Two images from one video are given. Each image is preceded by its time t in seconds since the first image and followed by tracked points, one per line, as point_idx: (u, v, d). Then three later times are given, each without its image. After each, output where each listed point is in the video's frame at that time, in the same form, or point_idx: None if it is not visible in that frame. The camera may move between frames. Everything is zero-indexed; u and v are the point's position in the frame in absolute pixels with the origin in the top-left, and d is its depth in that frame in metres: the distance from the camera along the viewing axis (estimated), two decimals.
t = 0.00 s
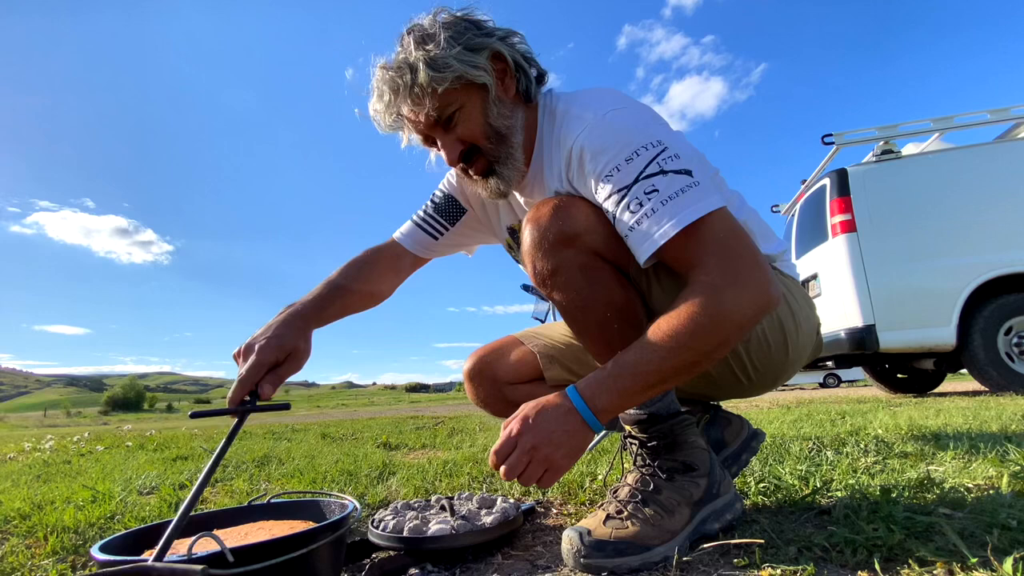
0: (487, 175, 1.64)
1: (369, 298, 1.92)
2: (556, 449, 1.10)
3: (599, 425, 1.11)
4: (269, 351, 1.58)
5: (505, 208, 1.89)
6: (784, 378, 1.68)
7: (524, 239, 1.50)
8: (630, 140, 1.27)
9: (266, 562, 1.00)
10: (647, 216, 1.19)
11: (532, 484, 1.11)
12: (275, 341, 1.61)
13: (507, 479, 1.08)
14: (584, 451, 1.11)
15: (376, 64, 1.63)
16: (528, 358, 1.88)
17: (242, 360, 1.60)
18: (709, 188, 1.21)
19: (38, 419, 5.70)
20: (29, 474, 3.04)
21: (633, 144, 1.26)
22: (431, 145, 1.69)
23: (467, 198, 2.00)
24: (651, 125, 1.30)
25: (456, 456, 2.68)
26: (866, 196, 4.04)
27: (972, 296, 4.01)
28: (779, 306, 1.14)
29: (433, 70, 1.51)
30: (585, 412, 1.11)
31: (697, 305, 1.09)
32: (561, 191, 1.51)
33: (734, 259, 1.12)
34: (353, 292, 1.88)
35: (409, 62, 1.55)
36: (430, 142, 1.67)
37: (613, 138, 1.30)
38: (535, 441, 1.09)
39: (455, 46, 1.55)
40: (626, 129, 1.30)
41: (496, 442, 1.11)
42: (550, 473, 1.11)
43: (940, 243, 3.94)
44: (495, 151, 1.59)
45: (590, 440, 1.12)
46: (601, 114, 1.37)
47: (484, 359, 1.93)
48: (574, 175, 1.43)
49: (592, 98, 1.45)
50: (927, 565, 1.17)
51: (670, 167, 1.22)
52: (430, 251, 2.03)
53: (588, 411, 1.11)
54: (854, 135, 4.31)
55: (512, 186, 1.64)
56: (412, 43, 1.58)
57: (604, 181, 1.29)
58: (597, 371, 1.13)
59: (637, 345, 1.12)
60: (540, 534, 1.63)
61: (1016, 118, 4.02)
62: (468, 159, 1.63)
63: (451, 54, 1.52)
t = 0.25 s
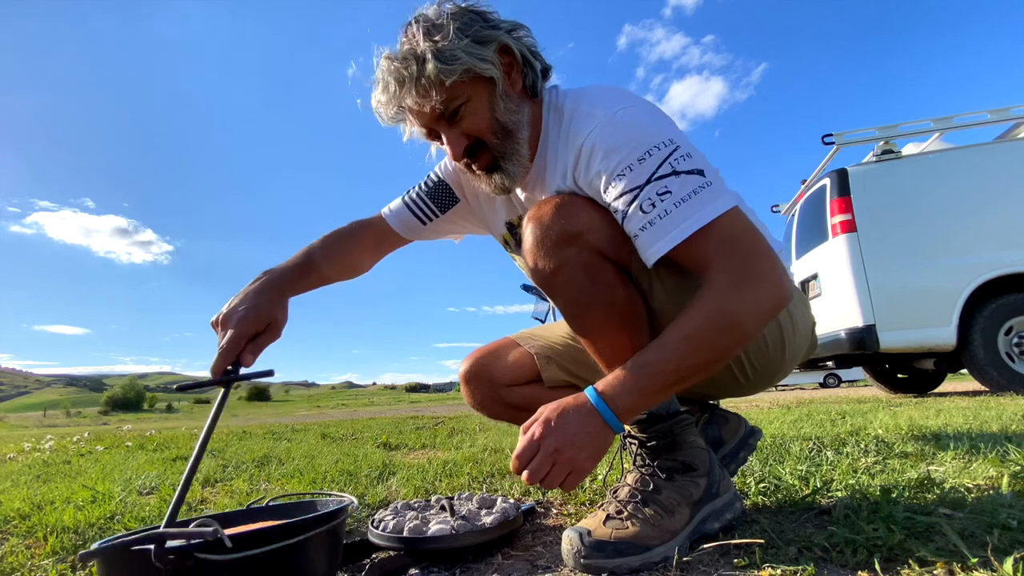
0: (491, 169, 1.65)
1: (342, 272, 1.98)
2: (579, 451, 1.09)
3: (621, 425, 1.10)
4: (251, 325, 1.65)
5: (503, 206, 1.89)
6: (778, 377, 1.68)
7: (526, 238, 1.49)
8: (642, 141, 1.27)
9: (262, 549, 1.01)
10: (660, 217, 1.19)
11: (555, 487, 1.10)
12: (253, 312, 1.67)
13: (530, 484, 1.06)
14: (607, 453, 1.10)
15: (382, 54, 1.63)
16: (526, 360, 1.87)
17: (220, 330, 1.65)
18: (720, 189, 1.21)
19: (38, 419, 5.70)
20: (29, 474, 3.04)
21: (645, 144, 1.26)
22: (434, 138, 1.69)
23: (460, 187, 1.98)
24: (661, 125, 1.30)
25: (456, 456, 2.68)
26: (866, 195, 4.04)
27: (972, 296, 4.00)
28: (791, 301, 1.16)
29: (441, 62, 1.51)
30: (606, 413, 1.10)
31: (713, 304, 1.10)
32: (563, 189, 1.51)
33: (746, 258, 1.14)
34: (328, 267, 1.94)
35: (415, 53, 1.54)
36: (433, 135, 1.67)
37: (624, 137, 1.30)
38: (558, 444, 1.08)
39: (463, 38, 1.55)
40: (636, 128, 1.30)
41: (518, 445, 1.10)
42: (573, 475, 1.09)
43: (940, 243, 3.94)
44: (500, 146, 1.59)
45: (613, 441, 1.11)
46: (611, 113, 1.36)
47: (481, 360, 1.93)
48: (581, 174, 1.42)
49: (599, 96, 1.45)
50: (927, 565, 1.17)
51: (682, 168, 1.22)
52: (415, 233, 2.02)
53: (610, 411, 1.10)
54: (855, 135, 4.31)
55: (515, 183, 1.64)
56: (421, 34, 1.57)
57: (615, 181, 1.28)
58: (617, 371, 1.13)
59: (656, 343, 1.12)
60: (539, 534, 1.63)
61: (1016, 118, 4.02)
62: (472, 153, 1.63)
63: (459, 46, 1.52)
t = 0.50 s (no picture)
0: (490, 169, 1.65)
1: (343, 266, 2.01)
2: (583, 452, 1.09)
3: (625, 427, 1.11)
4: (241, 309, 1.72)
5: (503, 205, 1.89)
6: (778, 378, 1.68)
7: (526, 238, 1.49)
8: (643, 139, 1.27)
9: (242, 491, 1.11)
10: (662, 215, 1.19)
11: (560, 490, 1.10)
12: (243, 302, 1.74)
13: (535, 486, 1.07)
14: (611, 454, 1.10)
15: (381, 56, 1.63)
16: (526, 358, 1.87)
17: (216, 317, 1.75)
18: (722, 187, 1.21)
19: (38, 419, 5.69)
20: (29, 475, 3.03)
21: (646, 142, 1.26)
22: (433, 139, 1.69)
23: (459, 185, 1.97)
24: (662, 123, 1.30)
25: (456, 457, 2.68)
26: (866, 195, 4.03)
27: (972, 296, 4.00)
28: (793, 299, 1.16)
29: (438, 64, 1.51)
30: (609, 414, 1.10)
31: (716, 304, 1.10)
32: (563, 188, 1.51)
33: (749, 257, 1.14)
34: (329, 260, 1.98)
35: (413, 55, 1.54)
36: (432, 136, 1.67)
37: (625, 136, 1.30)
38: (562, 446, 1.08)
39: (461, 39, 1.54)
40: (637, 127, 1.29)
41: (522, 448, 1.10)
42: (577, 477, 1.10)
43: (940, 242, 3.94)
44: (499, 147, 1.59)
45: (616, 442, 1.11)
46: (612, 112, 1.36)
47: (481, 358, 1.93)
48: (582, 173, 1.42)
49: (601, 95, 1.45)
50: (927, 565, 1.17)
51: (684, 166, 1.22)
52: (414, 229, 2.03)
53: (613, 412, 1.10)
54: (855, 135, 4.31)
55: (514, 183, 1.64)
56: (418, 35, 1.57)
57: (617, 179, 1.28)
58: (620, 372, 1.13)
59: (659, 342, 1.12)
60: (540, 534, 1.63)
61: (1016, 118, 4.02)
62: (471, 154, 1.63)
63: (457, 47, 1.52)
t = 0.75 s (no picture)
0: (488, 174, 1.65)
1: (368, 281, 2.02)
2: (551, 452, 1.10)
3: (597, 429, 1.11)
4: (275, 315, 1.74)
5: (505, 207, 1.89)
6: (781, 382, 1.68)
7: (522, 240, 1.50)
8: (630, 141, 1.27)
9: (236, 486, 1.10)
10: (646, 216, 1.19)
11: (529, 488, 1.11)
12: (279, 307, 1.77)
13: (504, 483, 1.08)
14: (582, 456, 1.11)
15: (378, 65, 1.63)
16: (529, 358, 1.88)
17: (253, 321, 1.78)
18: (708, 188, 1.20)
19: (38, 419, 5.68)
20: (29, 475, 3.02)
21: (632, 144, 1.26)
22: (433, 144, 1.69)
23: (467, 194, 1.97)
24: (650, 126, 1.30)
25: (456, 457, 2.67)
26: (866, 195, 4.03)
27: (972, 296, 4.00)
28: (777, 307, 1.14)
29: (433, 71, 1.51)
30: (582, 416, 1.10)
31: (691, 307, 1.09)
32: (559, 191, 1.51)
33: (729, 262, 1.12)
34: (357, 272, 1.99)
35: (409, 63, 1.54)
36: (431, 141, 1.67)
37: (613, 138, 1.30)
38: (532, 444, 1.10)
39: (456, 47, 1.54)
40: (625, 129, 1.29)
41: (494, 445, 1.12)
42: (547, 477, 1.10)
43: (940, 242, 3.94)
44: (494, 152, 1.59)
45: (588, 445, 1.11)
46: (601, 115, 1.36)
47: (484, 357, 1.93)
48: (574, 176, 1.42)
49: (594, 98, 1.45)
50: (928, 565, 1.17)
51: (669, 167, 1.21)
52: (426, 239, 2.04)
53: (586, 415, 1.10)
54: (855, 135, 4.31)
55: (511, 186, 1.64)
56: (413, 43, 1.57)
57: (604, 180, 1.28)
58: (595, 375, 1.13)
59: (635, 347, 1.12)
60: (540, 534, 1.62)
61: (1016, 118, 4.02)
62: (468, 158, 1.64)
63: (451, 55, 1.52)
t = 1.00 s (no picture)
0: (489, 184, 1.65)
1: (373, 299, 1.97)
2: (539, 449, 1.10)
3: (586, 429, 1.11)
4: (278, 352, 1.64)
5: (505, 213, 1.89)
6: (789, 379, 1.67)
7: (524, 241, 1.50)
8: (626, 145, 1.27)
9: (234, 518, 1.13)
10: (642, 219, 1.19)
11: (517, 485, 1.11)
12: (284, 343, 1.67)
13: (492, 478, 1.08)
14: (570, 455, 1.11)
15: (378, 80, 1.64)
16: (534, 355, 1.88)
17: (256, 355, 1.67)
18: (705, 191, 1.20)
19: (38, 419, 5.66)
20: (28, 476, 3.02)
21: (629, 148, 1.26)
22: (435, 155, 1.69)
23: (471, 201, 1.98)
24: (647, 129, 1.29)
25: (456, 457, 2.67)
26: (867, 195, 4.03)
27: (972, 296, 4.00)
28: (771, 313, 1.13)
29: (430, 86, 1.50)
30: (571, 416, 1.10)
31: (682, 310, 1.09)
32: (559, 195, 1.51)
33: (722, 266, 1.11)
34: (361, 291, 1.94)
35: (406, 79, 1.54)
36: (432, 152, 1.67)
37: (610, 143, 1.30)
38: (519, 441, 1.10)
39: (451, 60, 1.53)
40: (623, 133, 1.29)
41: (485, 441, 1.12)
42: (534, 474, 1.10)
43: (941, 242, 3.94)
44: (494, 162, 1.59)
45: (576, 445, 1.11)
46: (598, 119, 1.36)
47: (489, 353, 1.93)
48: (574, 182, 1.42)
49: (593, 102, 1.44)
50: (928, 565, 1.17)
51: (665, 170, 1.21)
52: (437, 250, 2.03)
53: (575, 415, 1.10)
54: (855, 135, 4.31)
55: (512, 193, 1.65)
56: (410, 58, 1.57)
57: (602, 185, 1.28)
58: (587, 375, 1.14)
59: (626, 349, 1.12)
60: (540, 535, 1.62)
61: (1016, 118, 4.02)
62: (469, 169, 1.64)
63: (447, 69, 1.51)
